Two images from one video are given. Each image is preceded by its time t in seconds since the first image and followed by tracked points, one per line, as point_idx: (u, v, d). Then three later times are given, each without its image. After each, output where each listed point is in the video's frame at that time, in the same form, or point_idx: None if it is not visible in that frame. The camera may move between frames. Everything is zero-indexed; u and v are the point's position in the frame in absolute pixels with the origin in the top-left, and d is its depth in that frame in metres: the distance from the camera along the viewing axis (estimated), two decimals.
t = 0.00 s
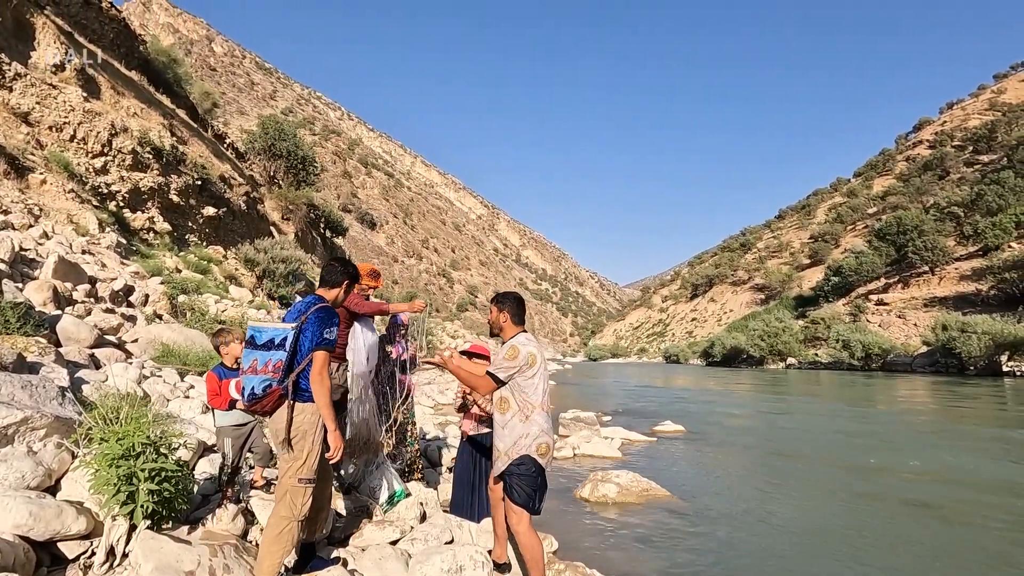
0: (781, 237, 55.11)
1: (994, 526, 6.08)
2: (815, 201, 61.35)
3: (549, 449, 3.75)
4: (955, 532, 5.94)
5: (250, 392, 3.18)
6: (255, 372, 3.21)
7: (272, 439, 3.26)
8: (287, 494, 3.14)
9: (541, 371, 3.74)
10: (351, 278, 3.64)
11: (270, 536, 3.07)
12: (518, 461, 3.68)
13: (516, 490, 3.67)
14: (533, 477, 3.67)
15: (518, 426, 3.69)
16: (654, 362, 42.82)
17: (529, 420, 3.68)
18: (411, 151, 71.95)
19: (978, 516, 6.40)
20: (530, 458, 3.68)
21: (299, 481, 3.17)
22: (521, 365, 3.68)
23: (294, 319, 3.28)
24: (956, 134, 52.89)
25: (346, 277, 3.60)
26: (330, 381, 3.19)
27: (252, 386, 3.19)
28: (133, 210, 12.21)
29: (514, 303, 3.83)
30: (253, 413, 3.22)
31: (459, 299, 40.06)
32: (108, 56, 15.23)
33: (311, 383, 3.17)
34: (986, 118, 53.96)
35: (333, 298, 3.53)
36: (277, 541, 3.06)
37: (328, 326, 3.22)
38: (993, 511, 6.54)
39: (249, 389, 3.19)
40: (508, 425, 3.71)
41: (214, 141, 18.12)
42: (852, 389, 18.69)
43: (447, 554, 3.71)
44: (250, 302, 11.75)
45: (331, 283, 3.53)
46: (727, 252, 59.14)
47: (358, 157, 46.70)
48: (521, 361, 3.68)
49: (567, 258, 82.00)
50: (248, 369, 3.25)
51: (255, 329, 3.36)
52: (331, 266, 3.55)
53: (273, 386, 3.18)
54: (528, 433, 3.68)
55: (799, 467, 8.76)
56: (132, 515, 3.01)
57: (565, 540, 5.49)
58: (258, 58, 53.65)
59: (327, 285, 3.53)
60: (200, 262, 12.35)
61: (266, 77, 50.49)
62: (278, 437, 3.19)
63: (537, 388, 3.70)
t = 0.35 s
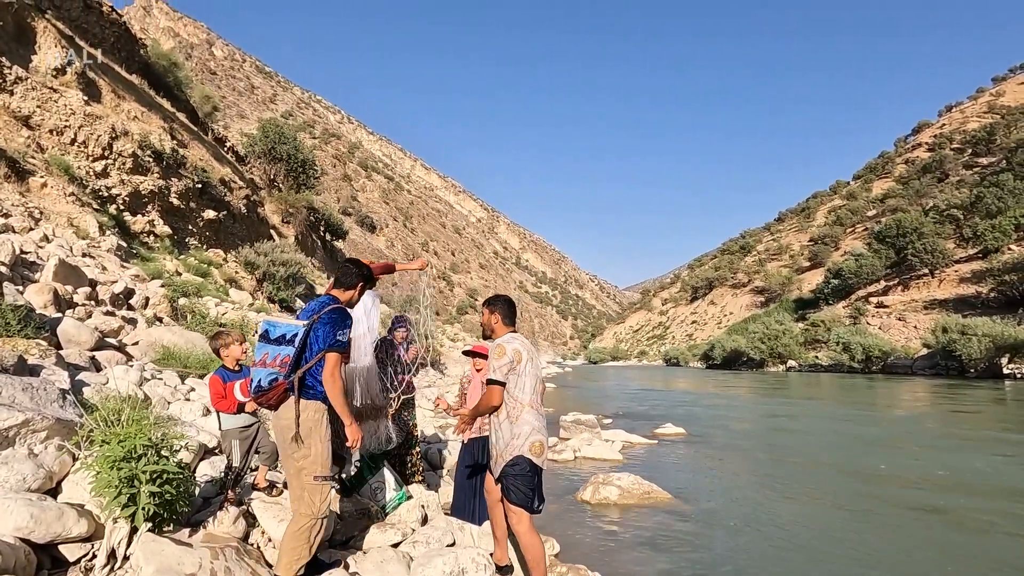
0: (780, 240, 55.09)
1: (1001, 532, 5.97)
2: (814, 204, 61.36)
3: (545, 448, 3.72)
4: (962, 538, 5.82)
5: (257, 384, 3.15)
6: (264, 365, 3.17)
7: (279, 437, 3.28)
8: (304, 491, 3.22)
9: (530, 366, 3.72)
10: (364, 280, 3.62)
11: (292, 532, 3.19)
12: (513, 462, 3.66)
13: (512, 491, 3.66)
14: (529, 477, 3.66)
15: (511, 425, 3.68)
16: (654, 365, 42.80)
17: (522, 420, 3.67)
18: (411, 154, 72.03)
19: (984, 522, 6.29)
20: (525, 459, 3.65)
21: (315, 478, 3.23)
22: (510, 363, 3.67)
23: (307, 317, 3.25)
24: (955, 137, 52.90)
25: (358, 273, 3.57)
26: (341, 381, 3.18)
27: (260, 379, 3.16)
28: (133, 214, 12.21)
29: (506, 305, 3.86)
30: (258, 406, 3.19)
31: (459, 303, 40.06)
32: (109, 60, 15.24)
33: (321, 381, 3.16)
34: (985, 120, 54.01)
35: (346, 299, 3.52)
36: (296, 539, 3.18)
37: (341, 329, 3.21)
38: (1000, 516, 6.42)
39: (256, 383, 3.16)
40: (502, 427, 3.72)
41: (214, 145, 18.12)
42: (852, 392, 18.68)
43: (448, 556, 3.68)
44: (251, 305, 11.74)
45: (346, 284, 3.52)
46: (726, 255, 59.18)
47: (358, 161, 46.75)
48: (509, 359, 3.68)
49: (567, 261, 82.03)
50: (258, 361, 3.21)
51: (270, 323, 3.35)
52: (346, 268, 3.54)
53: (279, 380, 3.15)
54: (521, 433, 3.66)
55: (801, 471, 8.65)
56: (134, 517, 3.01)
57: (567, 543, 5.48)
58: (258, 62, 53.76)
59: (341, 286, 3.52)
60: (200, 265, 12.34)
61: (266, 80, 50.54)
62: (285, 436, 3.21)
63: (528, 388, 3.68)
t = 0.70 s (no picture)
0: (781, 243, 55.07)
1: (1010, 539, 5.84)
2: (815, 206, 61.37)
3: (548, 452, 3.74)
4: (968, 545, 5.69)
5: (252, 389, 3.16)
6: (258, 368, 3.16)
7: (274, 439, 3.27)
8: (293, 494, 3.19)
9: (537, 371, 3.75)
10: (359, 276, 3.64)
11: (280, 538, 3.14)
12: (518, 464, 3.65)
13: (516, 494, 3.65)
14: (533, 480, 3.66)
15: (517, 428, 3.66)
16: (655, 368, 42.77)
17: (527, 423, 3.66)
18: (412, 157, 72.13)
19: (991, 528, 6.16)
20: (530, 462, 3.65)
21: (304, 482, 3.21)
22: (520, 366, 3.66)
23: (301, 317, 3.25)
24: (956, 140, 52.93)
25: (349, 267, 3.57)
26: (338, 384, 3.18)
27: (254, 383, 3.16)
28: (135, 216, 12.23)
29: (513, 307, 3.87)
30: (254, 409, 3.20)
31: (460, 305, 40.07)
32: (111, 63, 15.30)
33: (318, 384, 3.16)
34: (986, 123, 53.98)
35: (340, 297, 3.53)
36: (286, 544, 3.13)
37: (336, 328, 3.22)
38: (1007, 522, 6.31)
39: (250, 387, 3.16)
40: (507, 430, 3.69)
41: (215, 147, 18.15)
42: (853, 395, 18.64)
43: (450, 558, 3.69)
44: (252, 307, 11.73)
45: (340, 281, 3.54)
46: (727, 257, 59.18)
47: (359, 163, 46.83)
48: (521, 362, 3.67)
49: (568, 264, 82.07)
50: (251, 365, 3.21)
51: (262, 324, 3.31)
52: (340, 264, 3.55)
53: (275, 384, 3.15)
54: (527, 437, 3.65)
55: (804, 476, 8.50)
56: (135, 519, 3.01)
57: (568, 546, 5.47)
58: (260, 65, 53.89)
59: (336, 284, 3.53)
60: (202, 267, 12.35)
61: (267, 83, 50.68)
62: (280, 438, 3.20)
63: (536, 391, 3.70)
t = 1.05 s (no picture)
0: (782, 246, 55.06)
1: (1013, 542, 5.83)
2: (816, 210, 61.38)
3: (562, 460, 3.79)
4: (977, 551, 5.59)
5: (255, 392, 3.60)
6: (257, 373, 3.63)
7: (278, 444, 3.30)
8: (294, 500, 3.19)
9: (557, 383, 3.78)
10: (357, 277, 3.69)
11: (282, 543, 3.14)
12: (534, 471, 3.68)
13: (529, 500, 3.66)
14: (548, 488, 3.69)
15: (534, 438, 3.68)
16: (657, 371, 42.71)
17: (545, 431, 3.69)
18: (413, 160, 72.24)
19: (1000, 534, 6.06)
20: (546, 470, 3.69)
21: (305, 486, 3.21)
22: (539, 379, 3.70)
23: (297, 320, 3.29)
24: (957, 143, 52.99)
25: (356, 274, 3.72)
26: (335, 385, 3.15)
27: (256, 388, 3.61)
28: (137, 219, 12.27)
29: (525, 314, 3.84)
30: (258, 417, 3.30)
31: (461, 308, 40.06)
32: (114, 66, 15.36)
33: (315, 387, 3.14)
34: (987, 126, 54.00)
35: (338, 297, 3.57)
36: (287, 548, 3.13)
37: (330, 328, 3.21)
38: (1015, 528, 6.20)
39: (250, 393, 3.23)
40: (525, 439, 3.69)
41: (217, 150, 18.20)
42: (855, 398, 18.63)
43: (454, 561, 3.72)
44: (254, 310, 11.75)
45: (339, 283, 3.64)
46: (728, 261, 59.17)
47: (361, 166, 46.93)
48: (540, 375, 3.71)
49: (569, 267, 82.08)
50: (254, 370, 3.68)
51: (259, 333, 3.81)
52: (337, 266, 3.61)
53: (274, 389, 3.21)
54: (544, 444, 3.69)
55: (807, 481, 8.39)
56: (140, 521, 3.02)
57: (570, 549, 5.47)
58: (262, 68, 54.10)
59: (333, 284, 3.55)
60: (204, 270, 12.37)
61: (269, 86, 50.79)
62: (283, 443, 3.23)
63: (553, 401, 3.72)
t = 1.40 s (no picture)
0: (784, 248, 55.01)
1: (1009, 544, 5.86)
2: (818, 212, 61.39)
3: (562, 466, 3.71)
4: (988, 560, 5.45)
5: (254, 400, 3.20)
6: (257, 380, 3.21)
7: (281, 449, 3.30)
8: (298, 504, 3.20)
9: (552, 383, 3.77)
10: (358, 279, 3.66)
11: (286, 547, 3.15)
12: (530, 477, 3.64)
13: (524, 506, 3.65)
14: (543, 493, 3.64)
15: (530, 441, 3.67)
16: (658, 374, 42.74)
17: (541, 435, 3.66)
18: (415, 163, 72.37)
19: (1010, 542, 5.91)
20: (543, 475, 3.65)
21: (309, 491, 3.21)
22: (528, 378, 3.71)
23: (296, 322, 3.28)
24: (959, 146, 52.96)
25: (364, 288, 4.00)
26: (335, 388, 3.16)
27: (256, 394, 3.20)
28: (140, 222, 12.30)
29: (526, 319, 3.92)
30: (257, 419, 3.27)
31: (462, 310, 40.12)
32: (117, 69, 15.41)
33: (316, 390, 3.15)
34: (988, 129, 54.00)
35: (337, 300, 3.56)
36: (292, 553, 3.13)
37: (329, 331, 3.21)
38: (1017, 532, 6.18)
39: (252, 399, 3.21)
40: (521, 442, 3.69)
41: (220, 153, 18.23)
42: (857, 402, 18.61)
43: (459, 564, 3.73)
44: (256, 312, 11.77)
45: (339, 284, 3.56)
46: (729, 263, 59.20)
47: (362, 169, 47.02)
48: (530, 374, 3.71)
49: (570, 270, 82.10)
50: (253, 376, 3.26)
51: (258, 334, 3.37)
52: (339, 266, 3.56)
53: (275, 394, 3.19)
54: (541, 449, 3.65)
55: (806, 484, 8.43)
56: (148, 523, 3.03)
57: (574, 553, 5.46)
58: (264, 71, 54.27)
59: (334, 287, 3.55)
60: (206, 273, 12.40)
61: (271, 90, 50.94)
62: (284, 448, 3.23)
63: (549, 403, 3.69)
